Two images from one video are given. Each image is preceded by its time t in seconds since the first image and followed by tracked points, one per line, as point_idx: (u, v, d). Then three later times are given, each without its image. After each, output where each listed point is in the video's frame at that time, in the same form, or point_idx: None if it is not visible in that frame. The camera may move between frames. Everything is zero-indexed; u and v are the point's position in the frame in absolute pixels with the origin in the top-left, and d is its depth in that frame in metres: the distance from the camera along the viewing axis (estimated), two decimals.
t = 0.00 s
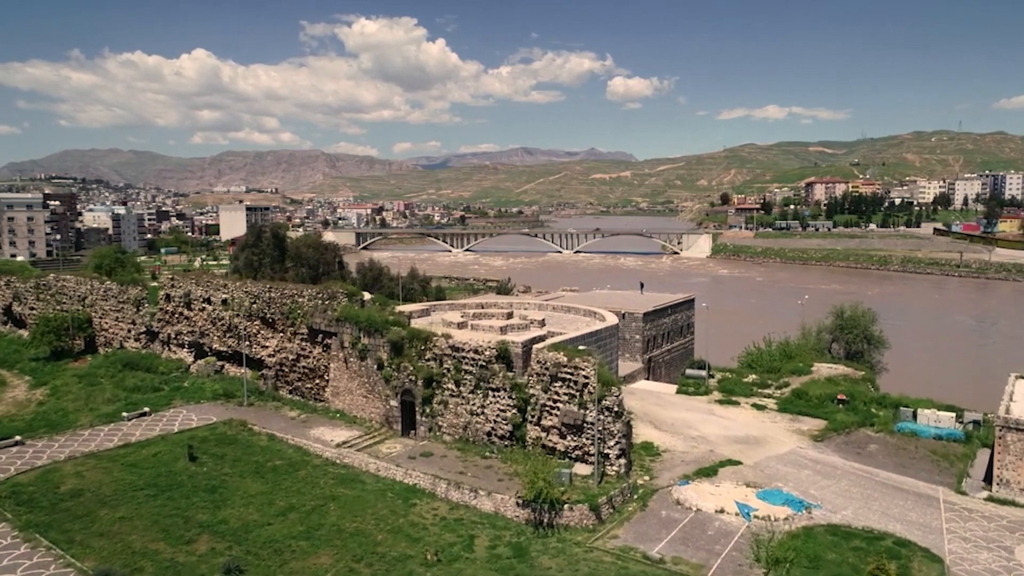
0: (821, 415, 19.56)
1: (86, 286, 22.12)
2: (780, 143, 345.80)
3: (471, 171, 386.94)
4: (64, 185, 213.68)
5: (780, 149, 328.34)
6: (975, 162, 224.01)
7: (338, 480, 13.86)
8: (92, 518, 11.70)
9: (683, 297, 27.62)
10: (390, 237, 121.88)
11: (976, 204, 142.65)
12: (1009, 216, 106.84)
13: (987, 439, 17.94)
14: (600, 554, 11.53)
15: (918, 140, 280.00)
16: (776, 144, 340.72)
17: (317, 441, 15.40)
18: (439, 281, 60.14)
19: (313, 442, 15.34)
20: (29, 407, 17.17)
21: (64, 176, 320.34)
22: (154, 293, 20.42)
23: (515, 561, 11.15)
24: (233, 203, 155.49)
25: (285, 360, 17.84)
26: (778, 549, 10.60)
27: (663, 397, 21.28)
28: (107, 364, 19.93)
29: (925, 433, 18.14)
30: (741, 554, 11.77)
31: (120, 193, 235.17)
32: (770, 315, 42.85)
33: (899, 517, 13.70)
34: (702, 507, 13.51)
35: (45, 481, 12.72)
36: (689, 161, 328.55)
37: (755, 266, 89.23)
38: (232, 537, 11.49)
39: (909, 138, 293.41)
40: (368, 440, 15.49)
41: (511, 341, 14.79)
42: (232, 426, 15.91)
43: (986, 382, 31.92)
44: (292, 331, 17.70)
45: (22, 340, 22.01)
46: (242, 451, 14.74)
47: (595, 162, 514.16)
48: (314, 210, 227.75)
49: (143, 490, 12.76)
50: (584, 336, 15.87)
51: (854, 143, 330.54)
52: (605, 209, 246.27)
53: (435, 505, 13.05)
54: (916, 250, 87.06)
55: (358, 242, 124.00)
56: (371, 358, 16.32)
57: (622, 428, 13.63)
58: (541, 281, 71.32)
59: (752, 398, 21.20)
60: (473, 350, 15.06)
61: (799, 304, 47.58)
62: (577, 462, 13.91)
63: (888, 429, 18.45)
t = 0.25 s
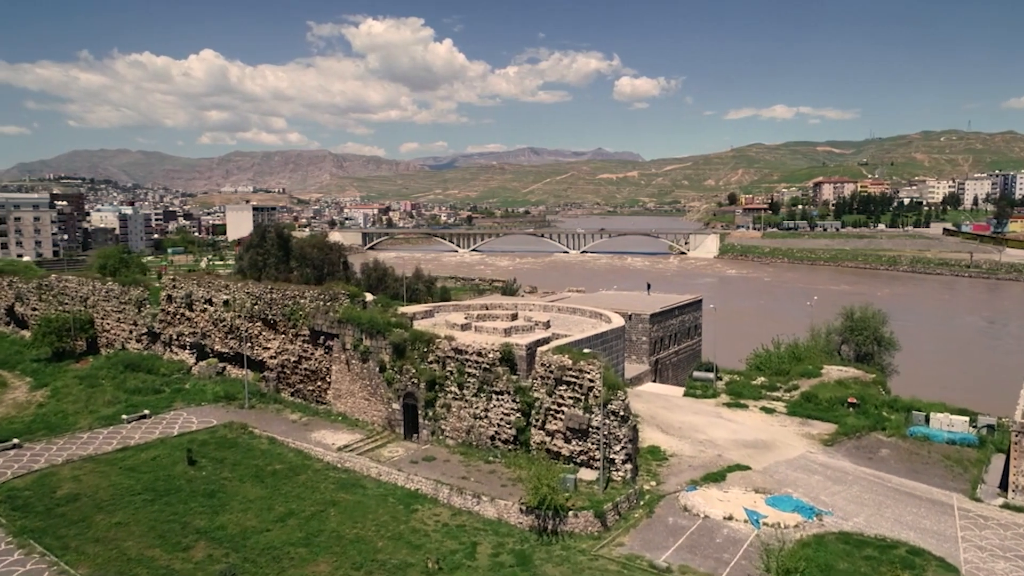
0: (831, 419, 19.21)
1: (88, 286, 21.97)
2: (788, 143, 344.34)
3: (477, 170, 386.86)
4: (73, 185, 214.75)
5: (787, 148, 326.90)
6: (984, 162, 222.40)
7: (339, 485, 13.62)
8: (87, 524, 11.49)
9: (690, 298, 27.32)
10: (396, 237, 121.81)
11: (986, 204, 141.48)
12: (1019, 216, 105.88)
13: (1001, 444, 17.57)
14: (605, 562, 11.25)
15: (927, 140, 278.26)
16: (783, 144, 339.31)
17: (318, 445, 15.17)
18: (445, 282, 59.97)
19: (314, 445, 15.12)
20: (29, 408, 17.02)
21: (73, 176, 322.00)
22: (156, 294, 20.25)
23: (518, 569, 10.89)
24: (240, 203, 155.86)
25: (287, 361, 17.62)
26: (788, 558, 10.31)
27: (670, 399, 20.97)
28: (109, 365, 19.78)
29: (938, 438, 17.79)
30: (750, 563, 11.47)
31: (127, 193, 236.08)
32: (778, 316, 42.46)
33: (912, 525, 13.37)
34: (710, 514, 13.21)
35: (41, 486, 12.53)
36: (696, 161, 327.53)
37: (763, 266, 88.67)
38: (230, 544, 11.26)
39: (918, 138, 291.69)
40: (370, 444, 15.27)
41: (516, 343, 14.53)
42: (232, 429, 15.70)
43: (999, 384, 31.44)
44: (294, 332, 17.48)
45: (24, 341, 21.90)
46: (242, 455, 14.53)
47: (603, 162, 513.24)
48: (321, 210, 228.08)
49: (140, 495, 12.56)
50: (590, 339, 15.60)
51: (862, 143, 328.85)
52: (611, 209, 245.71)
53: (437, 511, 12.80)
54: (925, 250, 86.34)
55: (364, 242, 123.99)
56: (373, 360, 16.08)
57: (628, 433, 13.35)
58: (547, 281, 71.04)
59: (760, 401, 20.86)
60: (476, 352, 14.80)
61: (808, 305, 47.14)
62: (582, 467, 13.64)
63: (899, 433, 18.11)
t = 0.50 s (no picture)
0: (843, 423, 18.85)
1: (91, 286, 21.82)
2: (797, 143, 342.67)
3: (485, 171, 386.76)
4: (83, 185, 216.01)
5: (796, 148, 325.24)
6: (996, 161, 220.62)
7: (340, 489, 13.38)
8: (84, 529, 11.29)
9: (698, 299, 26.98)
10: (404, 237, 121.79)
11: (997, 204, 140.23)
12: None
13: (1017, 449, 17.19)
14: (611, 571, 10.97)
15: (938, 139, 276.29)
16: (792, 144, 337.73)
17: (320, 448, 14.94)
18: (452, 282, 59.80)
19: (316, 448, 14.90)
20: (30, 410, 16.88)
21: (83, 176, 324.11)
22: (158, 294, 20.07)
23: None
24: (249, 203, 156.54)
25: (289, 363, 17.42)
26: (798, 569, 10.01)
27: (678, 402, 20.66)
28: (111, 366, 19.63)
29: (952, 443, 17.44)
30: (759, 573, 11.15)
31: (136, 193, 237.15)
32: (788, 317, 42.07)
33: (927, 533, 13.02)
34: (719, 521, 12.90)
35: (38, 489, 12.35)
36: (704, 161, 326.41)
37: (772, 266, 88.15)
38: (227, 550, 11.05)
39: (928, 138, 289.71)
40: (373, 447, 15.05)
41: (520, 345, 14.27)
42: (233, 432, 15.50)
43: (1011, 386, 30.93)
44: (296, 334, 17.25)
45: (28, 342, 21.80)
46: (243, 458, 14.33)
47: (611, 162, 512.29)
48: (329, 210, 228.51)
49: (138, 499, 12.37)
50: (596, 341, 15.32)
51: (871, 143, 326.97)
52: (619, 209, 245.08)
53: (439, 517, 12.55)
54: (936, 251, 85.58)
55: (371, 242, 124.06)
56: (376, 362, 15.84)
57: (635, 438, 13.06)
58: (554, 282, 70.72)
59: (770, 404, 20.53)
60: (480, 354, 14.54)
61: (818, 306, 46.70)
62: (588, 472, 13.37)
63: (913, 438, 17.74)
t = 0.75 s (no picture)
0: (856, 427, 18.49)
1: (95, 287, 21.70)
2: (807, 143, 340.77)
3: (494, 171, 386.60)
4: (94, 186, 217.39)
5: (807, 148, 323.20)
6: (1009, 160, 218.56)
7: (342, 494, 13.15)
8: (81, 534, 11.11)
9: (708, 301, 26.61)
10: (412, 237, 121.75)
11: (1010, 203, 138.84)
12: None
13: None
14: None
15: (950, 139, 274.07)
16: (802, 144, 335.87)
17: (322, 451, 14.72)
18: (459, 283, 59.60)
19: (318, 452, 14.67)
20: (32, 412, 16.74)
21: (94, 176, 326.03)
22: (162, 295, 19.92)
23: None
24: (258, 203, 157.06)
25: (293, 365, 17.20)
26: None
27: (687, 405, 20.33)
28: (115, 367, 19.49)
29: (968, 448, 17.05)
30: None
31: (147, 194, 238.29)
32: (799, 318, 41.65)
33: (944, 542, 12.66)
34: (729, 529, 12.59)
35: (36, 494, 12.18)
36: (714, 160, 325.12)
37: (782, 266, 87.50)
38: (226, 557, 10.83)
39: (940, 137, 287.44)
40: (376, 451, 14.82)
41: (526, 348, 14.01)
42: (236, 434, 15.30)
43: None
44: (300, 335, 17.03)
45: (33, 342, 21.70)
46: (245, 462, 14.12)
47: (620, 161, 510.98)
48: (338, 210, 228.92)
49: (137, 504, 12.18)
50: (603, 344, 15.05)
51: (883, 143, 324.77)
52: (628, 209, 244.36)
53: (442, 523, 12.29)
54: (949, 251, 84.70)
55: (380, 242, 124.09)
56: (380, 365, 15.61)
57: (643, 443, 12.76)
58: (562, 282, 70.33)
59: (781, 408, 20.17)
60: (485, 357, 14.29)
61: (830, 307, 46.23)
62: (595, 478, 13.09)
63: (927, 443, 17.36)
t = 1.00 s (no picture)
0: (869, 432, 18.11)
1: (100, 287, 21.59)
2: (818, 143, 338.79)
3: (502, 171, 386.44)
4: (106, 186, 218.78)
5: (817, 147, 321.33)
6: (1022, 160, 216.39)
7: (344, 499, 12.91)
8: (78, 540, 10.91)
9: (718, 302, 26.26)
10: (421, 237, 121.69)
11: None
12: None
13: None
14: None
15: (962, 138, 271.78)
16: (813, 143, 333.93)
17: (325, 455, 14.49)
18: (467, 283, 59.37)
19: (321, 456, 14.44)
20: (34, 413, 16.60)
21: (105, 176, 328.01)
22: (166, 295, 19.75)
23: None
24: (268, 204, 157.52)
25: (296, 367, 16.97)
26: None
27: (696, 409, 19.97)
28: (118, 369, 19.35)
29: (985, 454, 16.67)
30: None
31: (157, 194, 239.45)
32: (811, 320, 41.21)
33: (961, 552, 12.29)
34: (740, 537, 12.28)
35: (33, 498, 12.00)
36: (723, 160, 323.76)
37: (793, 267, 86.83)
38: (224, 564, 10.60)
39: (953, 137, 285.08)
40: (379, 455, 14.57)
41: (532, 350, 13.73)
42: (237, 438, 15.10)
43: None
44: (303, 337, 16.81)
45: (37, 343, 21.60)
46: (246, 465, 13.91)
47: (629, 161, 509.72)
48: (347, 210, 229.45)
49: (136, 508, 11.99)
50: (610, 346, 14.76)
51: (894, 142, 322.44)
52: (637, 210, 243.58)
53: (446, 530, 12.03)
54: (962, 252, 83.79)
55: (388, 242, 124.09)
56: (384, 367, 15.37)
57: (651, 449, 12.47)
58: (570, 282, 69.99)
59: (793, 412, 19.80)
60: (490, 360, 14.02)
61: (842, 308, 45.74)
62: (602, 484, 12.79)
63: (943, 448, 16.97)
